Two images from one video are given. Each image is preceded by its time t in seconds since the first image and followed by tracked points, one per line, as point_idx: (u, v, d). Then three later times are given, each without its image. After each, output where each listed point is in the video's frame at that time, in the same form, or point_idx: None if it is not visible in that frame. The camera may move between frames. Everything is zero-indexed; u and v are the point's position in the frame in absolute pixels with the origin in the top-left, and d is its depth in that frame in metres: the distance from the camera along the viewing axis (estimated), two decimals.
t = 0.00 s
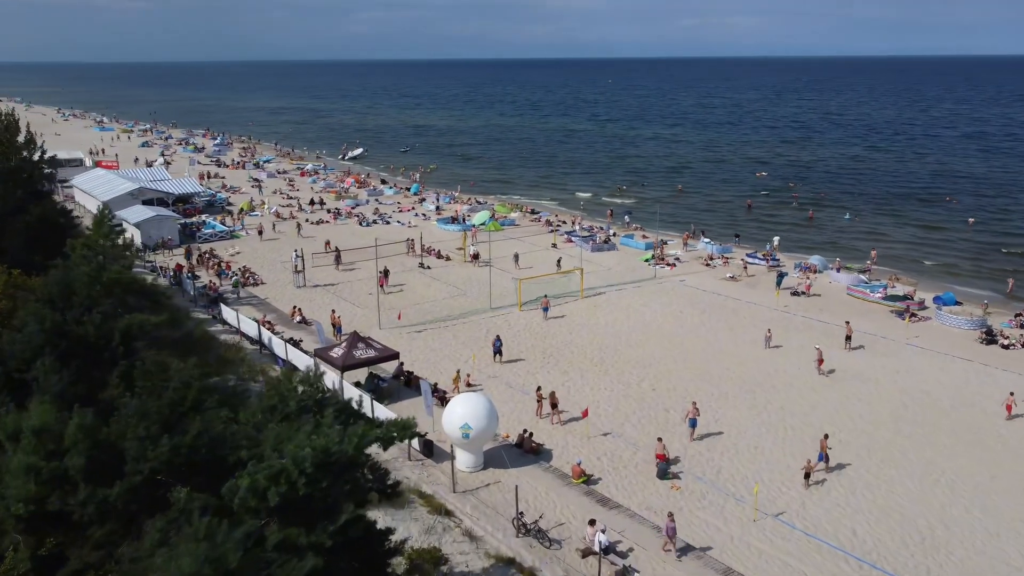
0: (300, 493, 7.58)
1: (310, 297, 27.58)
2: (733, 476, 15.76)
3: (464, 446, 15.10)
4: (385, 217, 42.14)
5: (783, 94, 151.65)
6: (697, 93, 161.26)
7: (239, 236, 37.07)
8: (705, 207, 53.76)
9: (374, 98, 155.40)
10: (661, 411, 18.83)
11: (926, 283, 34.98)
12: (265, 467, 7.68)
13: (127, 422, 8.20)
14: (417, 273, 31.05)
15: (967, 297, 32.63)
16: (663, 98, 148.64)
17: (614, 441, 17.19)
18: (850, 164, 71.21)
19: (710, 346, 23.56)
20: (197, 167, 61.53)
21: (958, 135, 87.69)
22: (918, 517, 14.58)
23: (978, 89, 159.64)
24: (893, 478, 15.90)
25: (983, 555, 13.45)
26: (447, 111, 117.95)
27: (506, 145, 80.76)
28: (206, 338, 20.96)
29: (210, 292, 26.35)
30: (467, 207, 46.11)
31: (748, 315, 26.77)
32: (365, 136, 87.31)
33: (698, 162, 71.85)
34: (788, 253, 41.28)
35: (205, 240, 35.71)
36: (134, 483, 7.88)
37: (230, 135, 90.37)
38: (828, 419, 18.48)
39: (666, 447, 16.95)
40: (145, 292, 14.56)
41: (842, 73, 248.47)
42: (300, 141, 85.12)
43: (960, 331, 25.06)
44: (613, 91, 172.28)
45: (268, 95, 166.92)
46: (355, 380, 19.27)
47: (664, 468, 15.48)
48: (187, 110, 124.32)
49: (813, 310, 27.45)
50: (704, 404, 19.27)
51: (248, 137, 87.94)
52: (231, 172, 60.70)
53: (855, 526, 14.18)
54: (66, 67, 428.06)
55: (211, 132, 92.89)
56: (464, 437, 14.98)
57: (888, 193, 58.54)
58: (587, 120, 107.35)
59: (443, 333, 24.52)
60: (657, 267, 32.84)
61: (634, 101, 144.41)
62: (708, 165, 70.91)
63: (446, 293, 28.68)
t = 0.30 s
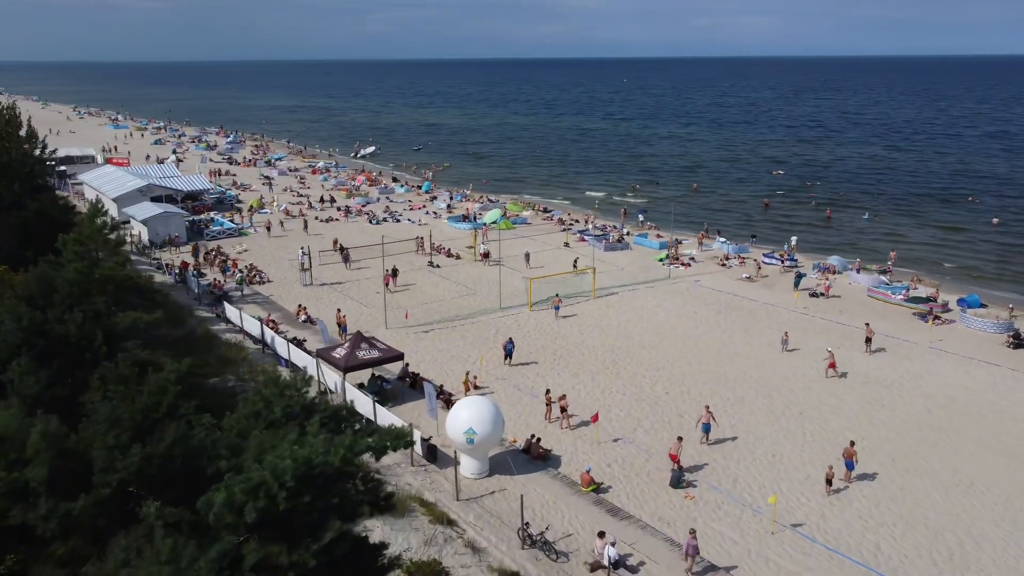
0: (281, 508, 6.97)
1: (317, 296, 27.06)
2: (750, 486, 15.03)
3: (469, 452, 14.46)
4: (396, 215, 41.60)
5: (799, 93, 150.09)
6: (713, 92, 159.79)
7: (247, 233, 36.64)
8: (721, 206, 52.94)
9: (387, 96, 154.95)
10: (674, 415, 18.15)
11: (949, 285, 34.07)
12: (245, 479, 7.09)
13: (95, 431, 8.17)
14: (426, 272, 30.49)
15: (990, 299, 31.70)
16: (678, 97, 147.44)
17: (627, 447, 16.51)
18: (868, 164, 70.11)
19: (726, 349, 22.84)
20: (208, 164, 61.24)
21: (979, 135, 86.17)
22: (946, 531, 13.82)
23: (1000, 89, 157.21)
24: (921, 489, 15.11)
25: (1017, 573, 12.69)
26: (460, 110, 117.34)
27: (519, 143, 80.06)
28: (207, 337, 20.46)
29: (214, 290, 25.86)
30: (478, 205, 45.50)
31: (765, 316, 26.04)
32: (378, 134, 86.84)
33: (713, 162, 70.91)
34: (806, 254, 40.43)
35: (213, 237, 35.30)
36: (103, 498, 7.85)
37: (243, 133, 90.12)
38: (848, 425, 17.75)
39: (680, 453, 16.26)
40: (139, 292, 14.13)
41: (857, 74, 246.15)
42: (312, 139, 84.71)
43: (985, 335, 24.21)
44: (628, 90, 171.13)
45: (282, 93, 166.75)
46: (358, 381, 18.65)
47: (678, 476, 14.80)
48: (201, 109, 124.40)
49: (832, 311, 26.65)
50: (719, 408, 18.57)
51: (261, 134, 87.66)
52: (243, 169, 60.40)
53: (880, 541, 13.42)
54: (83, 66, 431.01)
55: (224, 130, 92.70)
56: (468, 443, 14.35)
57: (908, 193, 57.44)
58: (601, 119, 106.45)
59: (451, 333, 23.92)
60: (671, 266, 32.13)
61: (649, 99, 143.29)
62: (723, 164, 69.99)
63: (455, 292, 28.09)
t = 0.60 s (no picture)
0: (257, 522, 6.68)
1: (323, 294, 26.51)
2: (768, 494, 14.34)
3: (473, 457, 13.84)
4: (406, 213, 41.01)
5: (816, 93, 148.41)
6: (729, 91, 158.33)
7: (254, 230, 36.17)
8: (737, 205, 52.05)
9: (401, 95, 154.42)
10: (688, 420, 17.45)
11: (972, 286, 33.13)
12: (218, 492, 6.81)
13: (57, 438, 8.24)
14: (434, 270, 29.89)
15: (1016, 301, 30.72)
16: (694, 96, 145.99)
17: (639, 452, 15.82)
18: (887, 163, 68.94)
19: (742, 350, 22.12)
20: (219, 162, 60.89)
21: (1000, 134, 84.63)
22: (976, 545, 13.07)
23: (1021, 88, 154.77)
24: (948, 500, 14.37)
25: None
26: (474, 109, 116.58)
27: (532, 142, 79.34)
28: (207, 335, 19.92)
29: (218, 287, 25.35)
30: (490, 203, 44.85)
31: (782, 317, 25.28)
32: (390, 132, 86.33)
33: (729, 161, 69.94)
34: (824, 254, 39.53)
35: (221, 234, 34.86)
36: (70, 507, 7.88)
37: (255, 131, 89.78)
38: (869, 431, 17.03)
39: (694, 459, 15.58)
40: (133, 286, 13.74)
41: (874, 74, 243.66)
42: (325, 137, 84.31)
43: (1012, 338, 23.32)
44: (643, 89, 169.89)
45: (295, 92, 166.54)
46: (361, 383, 18.04)
47: (692, 484, 14.10)
48: (215, 107, 124.46)
49: (852, 313, 25.82)
50: (734, 412, 17.85)
51: (273, 133, 87.33)
52: (254, 166, 60.02)
53: (906, 556, 12.69)
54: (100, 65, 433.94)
55: (237, 128, 92.42)
56: (473, 448, 13.72)
57: (928, 193, 56.35)
58: (616, 118, 105.47)
59: (458, 332, 23.30)
60: (686, 266, 31.37)
61: (664, 99, 142.07)
62: (738, 163, 69.01)
63: (463, 291, 27.45)
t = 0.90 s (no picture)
0: (227, 541, 6.70)
1: (329, 292, 26.02)
2: (786, 505, 13.67)
3: (477, 464, 13.28)
4: (416, 210, 40.45)
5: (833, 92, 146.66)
6: (745, 91, 156.88)
7: (263, 227, 35.75)
8: (753, 205, 51.20)
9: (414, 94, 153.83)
10: (703, 425, 16.78)
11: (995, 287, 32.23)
12: (185, 508, 6.87)
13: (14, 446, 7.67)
14: (443, 268, 29.31)
15: None
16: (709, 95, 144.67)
17: (651, 459, 15.16)
18: (906, 163, 67.80)
19: (759, 352, 21.42)
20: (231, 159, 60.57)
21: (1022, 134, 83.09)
22: (1009, 561, 12.32)
23: None
24: (978, 513, 13.64)
25: None
26: (488, 107, 115.89)
27: (545, 140, 78.66)
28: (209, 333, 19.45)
29: (223, 285, 24.90)
30: (501, 201, 44.23)
31: (800, 318, 24.54)
32: (403, 131, 85.81)
33: (745, 160, 69.03)
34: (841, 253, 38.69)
35: (229, 231, 34.45)
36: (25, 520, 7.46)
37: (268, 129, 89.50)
38: (893, 438, 16.31)
39: (709, 466, 14.92)
40: (125, 284, 13.29)
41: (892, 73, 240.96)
42: (337, 135, 83.89)
43: None
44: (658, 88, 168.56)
45: (310, 91, 166.42)
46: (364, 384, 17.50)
47: (706, 493, 13.45)
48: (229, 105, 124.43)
49: (873, 314, 25.05)
50: (751, 417, 17.15)
51: (286, 131, 87.02)
52: (265, 164, 59.67)
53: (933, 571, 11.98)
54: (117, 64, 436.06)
55: (249, 126, 92.16)
56: (476, 453, 13.15)
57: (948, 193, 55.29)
58: (630, 116, 104.47)
59: (466, 332, 22.74)
60: (701, 266, 30.64)
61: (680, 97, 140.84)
62: (754, 162, 68.08)
63: (472, 290, 26.87)
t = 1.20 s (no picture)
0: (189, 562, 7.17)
1: (335, 290, 25.52)
2: (804, 516, 13.02)
3: (480, 471, 12.69)
4: (426, 209, 39.86)
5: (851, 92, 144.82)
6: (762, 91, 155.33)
7: (271, 225, 35.31)
8: (768, 204, 50.36)
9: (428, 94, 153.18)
10: (718, 431, 16.11)
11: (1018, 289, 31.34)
12: (142, 530, 7.27)
13: None
14: (452, 267, 28.73)
15: None
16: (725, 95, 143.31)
17: (663, 467, 14.51)
18: (925, 162, 66.64)
19: (775, 355, 20.73)
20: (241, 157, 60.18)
21: None
22: None
23: None
24: (1008, 527, 12.92)
25: None
26: (501, 107, 115.11)
27: (558, 139, 77.92)
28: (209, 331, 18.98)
29: (227, 283, 24.42)
30: (512, 200, 43.61)
31: (819, 320, 23.80)
32: (415, 129, 85.26)
33: (761, 159, 68.04)
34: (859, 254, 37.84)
35: (236, 228, 34.02)
36: None
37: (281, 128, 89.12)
38: (916, 447, 15.60)
39: (723, 474, 14.28)
40: (115, 281, 12.86)
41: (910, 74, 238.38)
42: (350, 134, 83.40)
43: None
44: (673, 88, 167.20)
45: (324, 90, 166.10)
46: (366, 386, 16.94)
47: (721, 503, 12.80)
48: (242, 105, 124.09)
49: (894, 317, 24.27)
50: (768, 423, 16.47)
51: (298, 129, 86.62)
52: (276, 162, 59.23)
53: None
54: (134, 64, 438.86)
55: (262, 124, 91.82)
56: (480, 460, 12.55)
57: (968, 193, 54.21)
58: (645, 116, 103.43)
59: (473, 332, 22.18)
60: (716, 266, 29.93)
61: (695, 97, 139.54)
62: (770, 161, 67.13)
63: (480, 289, 26.29)
